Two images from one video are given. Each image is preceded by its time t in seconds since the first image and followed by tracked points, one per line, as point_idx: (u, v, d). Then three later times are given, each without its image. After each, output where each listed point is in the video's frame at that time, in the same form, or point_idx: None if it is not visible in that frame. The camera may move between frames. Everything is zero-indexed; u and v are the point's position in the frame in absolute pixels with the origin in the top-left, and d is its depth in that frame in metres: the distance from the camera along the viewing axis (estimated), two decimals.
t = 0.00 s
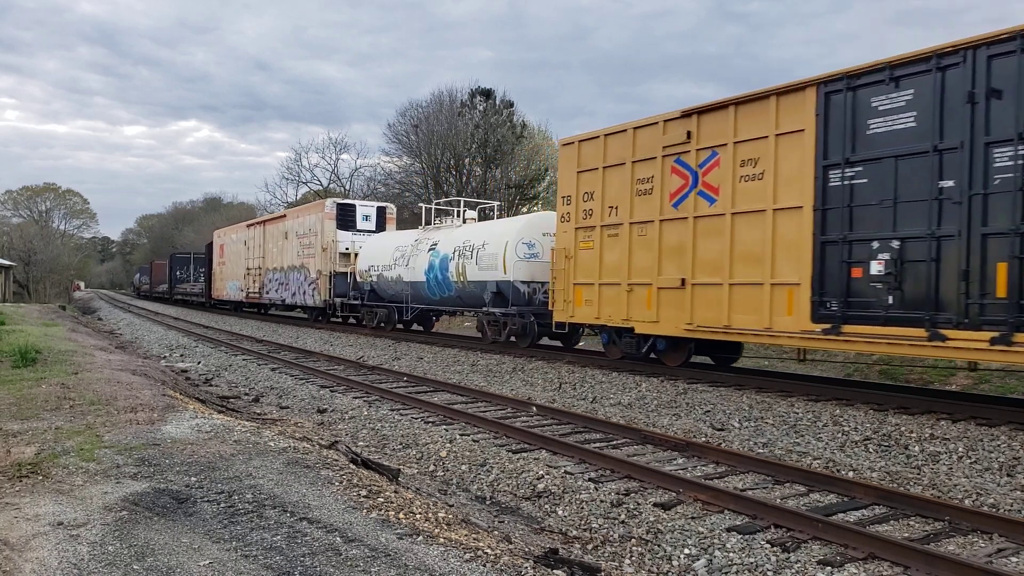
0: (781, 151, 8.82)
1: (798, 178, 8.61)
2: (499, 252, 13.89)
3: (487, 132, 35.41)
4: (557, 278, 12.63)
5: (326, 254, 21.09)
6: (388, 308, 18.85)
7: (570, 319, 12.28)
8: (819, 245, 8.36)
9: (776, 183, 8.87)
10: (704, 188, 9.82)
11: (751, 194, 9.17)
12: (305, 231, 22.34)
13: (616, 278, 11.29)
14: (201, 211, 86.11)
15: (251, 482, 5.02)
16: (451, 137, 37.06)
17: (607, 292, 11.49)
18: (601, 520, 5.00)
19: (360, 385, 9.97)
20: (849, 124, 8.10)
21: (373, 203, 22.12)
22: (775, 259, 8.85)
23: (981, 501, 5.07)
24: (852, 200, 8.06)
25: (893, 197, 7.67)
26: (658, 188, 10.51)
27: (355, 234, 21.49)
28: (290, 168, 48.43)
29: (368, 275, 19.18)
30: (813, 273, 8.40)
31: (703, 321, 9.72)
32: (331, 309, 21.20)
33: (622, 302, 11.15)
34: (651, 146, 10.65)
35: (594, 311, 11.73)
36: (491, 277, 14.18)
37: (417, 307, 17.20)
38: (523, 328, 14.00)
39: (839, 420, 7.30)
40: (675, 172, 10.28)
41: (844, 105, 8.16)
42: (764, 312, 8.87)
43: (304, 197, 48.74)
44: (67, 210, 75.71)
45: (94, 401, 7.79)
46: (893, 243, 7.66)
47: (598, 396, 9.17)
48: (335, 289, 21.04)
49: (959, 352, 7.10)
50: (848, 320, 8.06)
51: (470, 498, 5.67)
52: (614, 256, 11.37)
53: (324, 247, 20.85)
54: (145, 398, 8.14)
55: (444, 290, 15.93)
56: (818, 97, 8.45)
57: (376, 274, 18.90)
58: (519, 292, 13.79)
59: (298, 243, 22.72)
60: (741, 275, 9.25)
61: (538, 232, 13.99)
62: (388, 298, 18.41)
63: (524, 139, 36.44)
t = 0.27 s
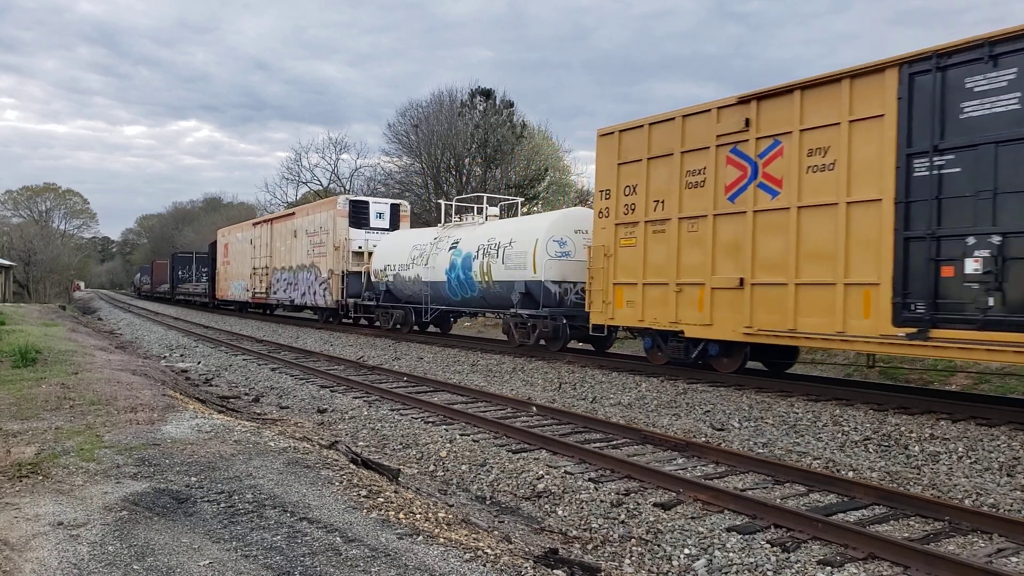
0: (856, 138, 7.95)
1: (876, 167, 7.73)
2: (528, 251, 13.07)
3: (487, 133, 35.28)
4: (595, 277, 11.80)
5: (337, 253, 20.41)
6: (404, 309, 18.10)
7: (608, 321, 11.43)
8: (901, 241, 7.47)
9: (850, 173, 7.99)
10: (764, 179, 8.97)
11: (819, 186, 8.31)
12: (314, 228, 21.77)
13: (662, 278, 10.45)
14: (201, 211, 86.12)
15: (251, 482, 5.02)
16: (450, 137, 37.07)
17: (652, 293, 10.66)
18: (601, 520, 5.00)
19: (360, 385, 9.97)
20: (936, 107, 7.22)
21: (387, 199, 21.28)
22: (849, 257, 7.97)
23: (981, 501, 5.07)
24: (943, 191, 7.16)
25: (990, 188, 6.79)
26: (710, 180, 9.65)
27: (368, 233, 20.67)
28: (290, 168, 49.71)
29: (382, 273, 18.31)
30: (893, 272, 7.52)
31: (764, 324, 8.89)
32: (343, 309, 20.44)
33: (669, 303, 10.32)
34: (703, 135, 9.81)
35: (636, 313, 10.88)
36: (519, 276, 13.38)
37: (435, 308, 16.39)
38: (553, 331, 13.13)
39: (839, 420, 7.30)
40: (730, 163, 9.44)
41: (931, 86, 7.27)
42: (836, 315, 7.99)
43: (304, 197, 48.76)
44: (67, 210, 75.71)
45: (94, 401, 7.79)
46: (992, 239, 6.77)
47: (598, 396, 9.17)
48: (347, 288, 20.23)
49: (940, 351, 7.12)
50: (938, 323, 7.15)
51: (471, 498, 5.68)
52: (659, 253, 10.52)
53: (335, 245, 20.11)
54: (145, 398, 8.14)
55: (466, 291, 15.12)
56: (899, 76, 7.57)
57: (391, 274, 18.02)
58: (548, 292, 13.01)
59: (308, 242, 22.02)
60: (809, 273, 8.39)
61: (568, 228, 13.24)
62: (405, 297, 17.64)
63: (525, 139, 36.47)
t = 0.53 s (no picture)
0: (945, 124, 7.18)
1: (969, 156, 6.95)
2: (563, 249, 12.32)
3: (487, 133, 35.26)
4: (637, 276, 11.00)
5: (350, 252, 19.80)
6: (422, 310, 17.30)
7: (654, 325, 10.63)
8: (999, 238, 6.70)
9: (938, 162, 7.22)
10: (837, 170, 8.19)
11: (900, 178, 7.55)
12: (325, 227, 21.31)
13: (715, 278, 9.66)
14: (201, 211, 86.11)
15: (251, 482, 5.02)
16: (450, 137, 37.04)
17: (703, 294, 9.85)
18: (601, 520, 5.00)
19: (360, 385, 9.97)
20: None
21: (400, 196, 20.84)
22: (935, 255, 7.21)
23: (981, 501, 5.07)
24: None
25: None
26: (773, 171, 8.86)
27: (382, 231, 20.23)
28: (288, 168, 47.86)
29: (398, 273, 17.53)
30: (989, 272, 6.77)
31: (836, 329, 8.11)
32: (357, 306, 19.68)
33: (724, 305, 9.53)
34: (763, 123, 9.03)
35: (686, 316, 10.07)
36: (551, 276, 12.66)
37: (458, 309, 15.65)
38: (592, 334, 12.39)
39: (839, 420, 7.30)
40: (795, 153, 8.65)
41: None
42: (924, 319, 7.24)
43: (304, 197, 48.75)
44: (67, 210, 75.69)
45: (94, 401, 7.79)
46: None
47: (598, 396, 9.17)
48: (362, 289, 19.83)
49: (982, 352, 6.85)
50: None
51: (471, 498, 5.68)
52: (711, 251, 9.72)
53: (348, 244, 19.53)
54: (145, 398, 8.14)
55: (492, 291, 14.37)
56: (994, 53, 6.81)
57: (408, 273, 17.24)
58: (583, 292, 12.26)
59: (319, 240, 21.60)
60: (890, 272, 7.61)
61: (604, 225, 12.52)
62: (422, 297, 16.88)
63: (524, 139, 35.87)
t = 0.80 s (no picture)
0: None
1: None
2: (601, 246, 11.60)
3: (487, 133, 35.32)
4: (687, 275, 10.27)
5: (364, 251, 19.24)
6: (442, 312, 16.70)
7: (707, 328, 9.88)
8: None
9: None
10: (923, 159, 7.43)
11: (1000, 166, 6.81)
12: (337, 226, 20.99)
13: (777, 277, 8.91)
14: (201, 211, 86.11)
15: (251, 482, 5.02)
16: (450, 137, 37.04)
17: (765, 294, 9.08)
18: (601, 520, 5.00)
19: (360, 385, 9.97)
20: None
21: (417, 193, 20.20)
22: None
23: (981, 501, 5.07)
24: None
25: None
26: (846, 161, 8.12)
27: (398, 228, 19.55)
28: (288, 168, 47.70)
29: (418, 272, 16.84)
30: None
31: (921, 333, 7.37)
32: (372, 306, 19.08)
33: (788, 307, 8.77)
34: (834, 108, 8.29)
35: (745, 319, 9.30)
36: (588, 276, 11.92)
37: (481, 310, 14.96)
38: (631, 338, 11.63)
39: (839, 420, 7.30)
40: (872, 140, 7.90)
41: None
42: None
43: (304, 197, 48.75)
44: (67, 210, 75.68)
45: (94, 401, 7.79)
46: None
47: (598, 396, 9.17)
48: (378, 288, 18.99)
49: (993, 354, 6.85)
50: None
51: (470, 498, 5.68)
52: (774, 248, 8.96)
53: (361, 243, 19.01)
54: (146, 398, 8.14)
55: (520, 291, 13.62)
56: None
57: (429, 272, 16.54)
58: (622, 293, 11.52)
59: (330, 238, 21.16)
60: (987, 271, 6.88)
61: (644, 221, 11.77)
62: (443, 298, 16.19)
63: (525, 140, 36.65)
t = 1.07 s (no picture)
0: None
1: None
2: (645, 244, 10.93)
3: (488, 133, 35.39)
4: (745, 274, 9.34)
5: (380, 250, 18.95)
6: (465, 313, 15.94)
7: (770, 333, 9.00)
8: None
9: None
10: None
11: None
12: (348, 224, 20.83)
13: (852, 276, 8.04)
14: (201, 211, 86.12)
15: (251, 482, 5.03)
16: (451, 138, 37.04)
17: (835, 295, 8.23)
18: (601, 520, 5.00)
19: (360, 385, 9.97)
20: None
21: (433, 189, 19.99)
22: None
23: (981, 501, 5.07)
24: None
25: None
26: (935, 148, 7.26)
27: (414, 226, 19.36)
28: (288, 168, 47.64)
29: (437, 271, 16.23)
30: None
31: None
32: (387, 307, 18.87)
33: (864, 308, 7.92)
34: (919, 90, 7.43)
35: (816, 323, 8.42)
36: (631, 276, 11.26)
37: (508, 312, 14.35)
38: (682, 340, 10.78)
39: (839, 420, 7.30)
40: (966, 125, 7.04)
41: None
42: None
43: (304, 197, 48.75)
44: (67, 210, 75.68)
45: (94, 401, 7.79)
46: None
47: (598, 397, 9.17)
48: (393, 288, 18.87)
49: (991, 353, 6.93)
50: None
51: (470, 498, 5.68)
52: (849, 245, 8.09)
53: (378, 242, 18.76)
54: (146, 398, 8.14)
55: (552, 292, 12.99)
56: None
57: (449, 272, 15.91)
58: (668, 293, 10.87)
59: (342, 237, 21.06)
60: None
61: (691, 217, 11.14)
62: (465, 298, 15.60)
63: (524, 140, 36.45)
